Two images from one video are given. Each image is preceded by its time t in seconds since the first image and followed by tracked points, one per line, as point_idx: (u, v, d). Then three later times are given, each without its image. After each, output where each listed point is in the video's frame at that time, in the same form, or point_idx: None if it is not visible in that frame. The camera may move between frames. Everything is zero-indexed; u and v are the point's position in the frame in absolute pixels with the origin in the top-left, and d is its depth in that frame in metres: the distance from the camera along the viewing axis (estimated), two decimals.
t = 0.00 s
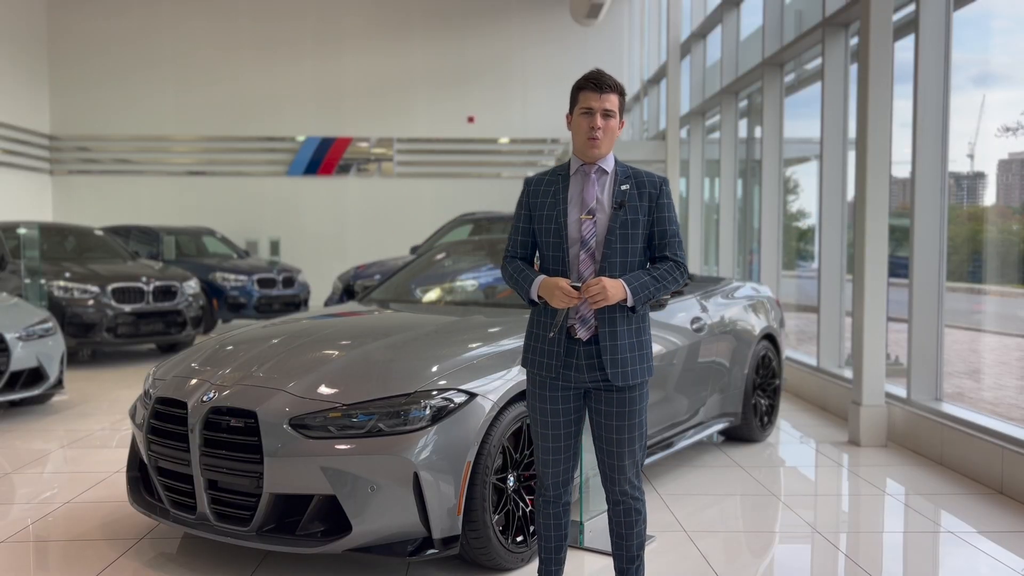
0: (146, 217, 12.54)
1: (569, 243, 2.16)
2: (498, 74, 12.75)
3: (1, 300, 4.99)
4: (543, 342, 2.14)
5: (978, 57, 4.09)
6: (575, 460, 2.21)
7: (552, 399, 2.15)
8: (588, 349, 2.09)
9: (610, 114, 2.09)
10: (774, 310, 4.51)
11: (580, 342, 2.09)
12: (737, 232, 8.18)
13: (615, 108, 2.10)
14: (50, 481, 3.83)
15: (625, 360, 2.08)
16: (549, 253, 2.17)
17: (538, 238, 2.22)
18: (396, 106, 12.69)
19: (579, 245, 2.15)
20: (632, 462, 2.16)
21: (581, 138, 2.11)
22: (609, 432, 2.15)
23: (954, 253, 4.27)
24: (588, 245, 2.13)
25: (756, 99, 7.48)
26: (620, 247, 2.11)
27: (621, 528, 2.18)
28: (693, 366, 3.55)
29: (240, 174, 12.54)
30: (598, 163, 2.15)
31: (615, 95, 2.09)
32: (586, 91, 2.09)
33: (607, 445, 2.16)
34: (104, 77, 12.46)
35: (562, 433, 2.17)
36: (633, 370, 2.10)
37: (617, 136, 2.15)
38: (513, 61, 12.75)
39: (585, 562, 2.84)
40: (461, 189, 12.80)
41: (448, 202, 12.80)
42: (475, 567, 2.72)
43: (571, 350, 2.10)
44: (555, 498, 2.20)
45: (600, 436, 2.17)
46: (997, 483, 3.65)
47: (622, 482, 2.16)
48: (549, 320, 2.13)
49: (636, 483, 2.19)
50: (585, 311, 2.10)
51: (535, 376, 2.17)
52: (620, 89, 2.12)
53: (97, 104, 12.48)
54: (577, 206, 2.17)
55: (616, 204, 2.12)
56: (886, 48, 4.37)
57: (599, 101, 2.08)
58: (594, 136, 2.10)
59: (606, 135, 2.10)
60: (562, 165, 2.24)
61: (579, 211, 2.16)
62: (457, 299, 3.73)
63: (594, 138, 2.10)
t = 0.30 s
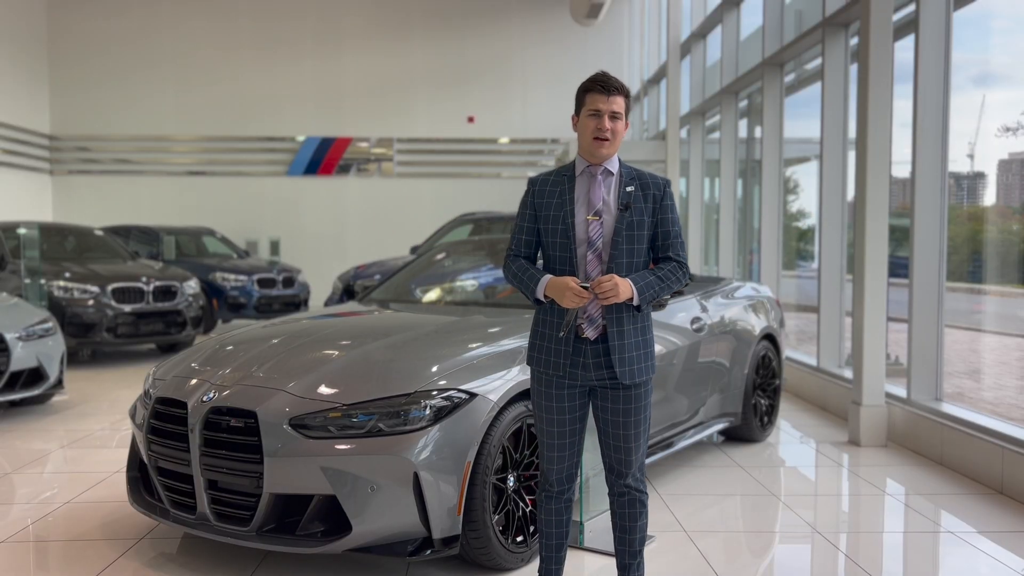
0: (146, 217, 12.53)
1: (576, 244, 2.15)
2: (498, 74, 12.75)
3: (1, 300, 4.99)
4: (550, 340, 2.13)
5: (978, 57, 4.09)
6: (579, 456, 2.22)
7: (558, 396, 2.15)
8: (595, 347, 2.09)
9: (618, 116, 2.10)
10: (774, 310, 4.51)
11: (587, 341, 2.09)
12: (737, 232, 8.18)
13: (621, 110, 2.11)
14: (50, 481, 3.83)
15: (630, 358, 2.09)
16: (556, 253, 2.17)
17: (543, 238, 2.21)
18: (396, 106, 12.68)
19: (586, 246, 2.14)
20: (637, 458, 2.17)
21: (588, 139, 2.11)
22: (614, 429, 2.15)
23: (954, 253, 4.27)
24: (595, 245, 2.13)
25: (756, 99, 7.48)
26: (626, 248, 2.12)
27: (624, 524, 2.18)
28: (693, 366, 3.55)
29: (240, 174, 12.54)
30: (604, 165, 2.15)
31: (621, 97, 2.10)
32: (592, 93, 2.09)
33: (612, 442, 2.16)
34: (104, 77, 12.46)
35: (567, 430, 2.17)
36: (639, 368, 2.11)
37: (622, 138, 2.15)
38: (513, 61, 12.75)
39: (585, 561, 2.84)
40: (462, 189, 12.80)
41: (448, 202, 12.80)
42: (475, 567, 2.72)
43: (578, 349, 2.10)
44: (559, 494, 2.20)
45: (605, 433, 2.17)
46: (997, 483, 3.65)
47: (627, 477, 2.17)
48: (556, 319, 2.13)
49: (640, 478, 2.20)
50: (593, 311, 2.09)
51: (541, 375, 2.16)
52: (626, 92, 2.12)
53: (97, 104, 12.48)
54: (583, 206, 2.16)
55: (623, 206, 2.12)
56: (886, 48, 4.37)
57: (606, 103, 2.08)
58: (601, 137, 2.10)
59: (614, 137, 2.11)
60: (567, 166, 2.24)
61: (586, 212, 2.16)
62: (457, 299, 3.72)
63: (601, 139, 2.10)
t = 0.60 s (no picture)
0: (146, 217, 12.54)
1: (579, 243, 2.15)
2: (498, 74, 12.75)
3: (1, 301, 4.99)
4: (553, 338, 2.13)
5: (978, 57, 4.09)
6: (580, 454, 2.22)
7: (560, 394, 2.15)
8: (597, 345, 2.09)
9: (616, 115, 2.09)
10: (774, 310, 4.51)
11: (589, 338, 2.09)
12: (737, 232, 8.18)
13: (620, 109, 2.10)
14: (50, 481, 3.83)
15: (632, 356, 2.08)
16: (559, 252, 2.16)
17: (546, 238, 2.21)
18: (396, 106, 12.69)
19: (589, 245, 2.14)
20: (638, 456, 2.17)
21: (588, 140, 2.11)
22: (616, 427, 2.15)
23: (954, 253, 4.27)
24: (598, 244, 2.12)
25: (756, 99, 7.48)
26: (628, 247, 2.12)
27: (624, 522, 2.18)
28: (693, 366, 3.55)
29: (240, 174, 12.54)
30: (606, 165, 2.15)
31: (619, 97, 2.10)
32: (590, 94, 2.09)
33: (613, 440, 2.16)
34: (104, 77, 12.46)
35: (568, 428, 2.17)
36: (641, 366, 2.11)
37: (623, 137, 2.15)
38: (513, 61, 12.76)
39: (585, 561, 2.84)
40: (462, 189, 12.80)
41: (448, 202, 12.80)
42: (475, 567, 2.72)
43: (580, 346, 2.10)
44: (560, 493, 2.20)
45: (606, 431, 2.17)
46: (997, 483, 3.65)
47: (628, 475, 2.17)
48: (558, 317, 2.13)
49: (641, 476, 2.20)
50: (596, 309, 2.09)
51: (542, 372, 2.16)
52: (624, 91, 2.12)
53: (96, 104, 12.48)
54: (586, 206, 2.16)
55: (626, 206, 2.13)
56: (886, 48, 4.37)
57: (604, 103, 2.08)
58: (601, 136, 2.10)
59: (613, 136, 2.11)
60: (569, 166, 2.24)
61: (589, 211, 2.15)
62: (457, 299, 3.73)
63: (601, 139, 2.10)
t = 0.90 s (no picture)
0: (146, 217, 12.54)
1: (577, 242, 2.15)
2: (498, 74, 12.75)
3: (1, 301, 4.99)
4: (553, 336, 2.14)
5: (978, 57, 4.09)
6: (580, 452, 2.22)
7: (559, 392, 2.15)
8: (596, 343, 2.10)
9: (610, 114, 2.09)
10: (774, 310, 4.51)
11: (588, 336, 2.10)
12: (737, 232, 8.18)
13: (614, 108, 2.10)
14: (50, 481, 3.83)
15: (631, 354, 2.08)
16: (557, 251, 2.17)
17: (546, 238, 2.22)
18: (396, 106, 12.69)
19: (587, 244, 2.14)
20: (638, 455, 2.16)
21: (584, 140, 2.12)
22: (615, 425, 2.15)
23: (954, 252, 4.27)
24: (596, 242, 2.12)
25: (756, 99, 7.48)
26: (626, 244, 2.10)
27: (623, 521, 2.19)
28: (693, 366, 3.55)
29: (240, 174, 12.54)
30: (604, 165, 2.16)
31: (614, 96, 2.09)
32: (584, 95, 2.10)
33: (613, 439, 2.16)
34: (104, 77, 12.46)
35: (568, 426, 2.17)
36: (640, 364, 2.10)
37: (620, 136, 2.15)
38: (513, 61, 12.76)
39: (585, 562, 2.85)
40: (462, 189, 12.80)
41: (448, 202, 12.80)
42: (475, 567, 2.73)
43: (579, 345, 2.11)
44: (560, 492, 2.21)
45: (606, 430, 2.17)
46: (997, 483, 3.65)
47: (627, 473, 2.17)
48: (557, 315, 2.14)
49: (641, 475, 2.20)
50: (594, 306, 2.10)
51: (542, 371, 2.17)
52: (619, 90, 2.12)
53: (96, 104, 12.48)
54: (584, 205, 2.17)
55: (622, 204, 2.12)
56: (886, 48, 4.37)
57: (597, 103, 2.08)
58: (596, 137, 2.10)
59: (609, 135, 2.10)
60: (570, 168, 2.25)
61: (587, 211, 2.16)
62: (457, 299, 3.72)
63: (597, 139, 2.10)
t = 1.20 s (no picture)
0: (146, 217, 12.54)
1: (576, 242, 2.16)
2: (498, 74, 12.75)
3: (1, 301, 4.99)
4: (553, 336, 2.14)
5: (978, 57, 4.08)
6: (581, 453, 2.21)
7: (560, 392, 2.15)
8: (596, 344, 2.09)
9: (616, 116, 2.09)
10: (774, 310, 4.51)
11: (588, 336, 2.10)
12: (737, 232, 8.18)
13: (620, 110, 2.10)
14: (50, 481, 3.83)
15: (632, 353, 2.07)
16: (556, 252, 2.18)
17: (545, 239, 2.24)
18: (396, 106, 12.69)
19: (585, 244, 2.15)
20: (639, 455, 2.16)
21: (588, 139, 2.11)
22: (616, 426, 2.14)
23: (954, 252, 4.27)
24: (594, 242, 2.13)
25: (756, 99, 7.48)
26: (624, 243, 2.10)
27: (623, 521, 2.19)
28: (693, 366, 3.55)
29: (240, 174, 12.54)
30: (604, 164, 2.16)
31: (620, 97, 2.09)
32: (592, 94, 2.09)
33: (614, 439, 2.16)
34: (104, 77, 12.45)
35: (569, 426, 2.17)
36: (642, 364, 2.09)
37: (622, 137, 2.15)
38: (512, 61, 12.76)
39: (585, 562, 2.84)
40: (462, 189, 12.80)
41: (448, 202, 12.80)
42: (474, 567, 2.72)
43: (580, 345, 2.11)
44: (561, 493, 2.21)
45: (606, 430, 2.17)
46: (997, 483, 3.65)
47: (628, 473, 2.17)
48: (557, 316, 2.14)
49: (641, 476, 2.19)
50: (593, 307, 2.10)
51: (543, 371, 2.17)
52: (626, 92, 2.12)
53: (96, 104, 12.48)
54: (583, 205, 2.18)
55: (620, 203, 2.13)
56: (886, 49, 4.37)
57: (605, 103, 2.07)
58: (600, 136, 2.10)
59: (613, 136, 2.10)
60: (570, 169, 2.26)
61: (586, 210, 2.17)
62: (456, 299, 3.72)
63: (600, 137, 2.10)
